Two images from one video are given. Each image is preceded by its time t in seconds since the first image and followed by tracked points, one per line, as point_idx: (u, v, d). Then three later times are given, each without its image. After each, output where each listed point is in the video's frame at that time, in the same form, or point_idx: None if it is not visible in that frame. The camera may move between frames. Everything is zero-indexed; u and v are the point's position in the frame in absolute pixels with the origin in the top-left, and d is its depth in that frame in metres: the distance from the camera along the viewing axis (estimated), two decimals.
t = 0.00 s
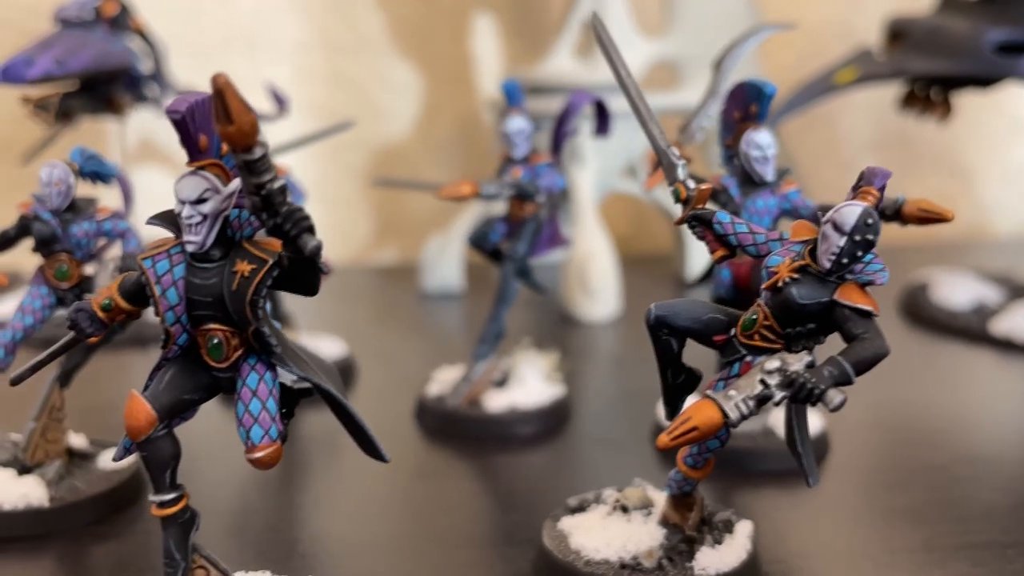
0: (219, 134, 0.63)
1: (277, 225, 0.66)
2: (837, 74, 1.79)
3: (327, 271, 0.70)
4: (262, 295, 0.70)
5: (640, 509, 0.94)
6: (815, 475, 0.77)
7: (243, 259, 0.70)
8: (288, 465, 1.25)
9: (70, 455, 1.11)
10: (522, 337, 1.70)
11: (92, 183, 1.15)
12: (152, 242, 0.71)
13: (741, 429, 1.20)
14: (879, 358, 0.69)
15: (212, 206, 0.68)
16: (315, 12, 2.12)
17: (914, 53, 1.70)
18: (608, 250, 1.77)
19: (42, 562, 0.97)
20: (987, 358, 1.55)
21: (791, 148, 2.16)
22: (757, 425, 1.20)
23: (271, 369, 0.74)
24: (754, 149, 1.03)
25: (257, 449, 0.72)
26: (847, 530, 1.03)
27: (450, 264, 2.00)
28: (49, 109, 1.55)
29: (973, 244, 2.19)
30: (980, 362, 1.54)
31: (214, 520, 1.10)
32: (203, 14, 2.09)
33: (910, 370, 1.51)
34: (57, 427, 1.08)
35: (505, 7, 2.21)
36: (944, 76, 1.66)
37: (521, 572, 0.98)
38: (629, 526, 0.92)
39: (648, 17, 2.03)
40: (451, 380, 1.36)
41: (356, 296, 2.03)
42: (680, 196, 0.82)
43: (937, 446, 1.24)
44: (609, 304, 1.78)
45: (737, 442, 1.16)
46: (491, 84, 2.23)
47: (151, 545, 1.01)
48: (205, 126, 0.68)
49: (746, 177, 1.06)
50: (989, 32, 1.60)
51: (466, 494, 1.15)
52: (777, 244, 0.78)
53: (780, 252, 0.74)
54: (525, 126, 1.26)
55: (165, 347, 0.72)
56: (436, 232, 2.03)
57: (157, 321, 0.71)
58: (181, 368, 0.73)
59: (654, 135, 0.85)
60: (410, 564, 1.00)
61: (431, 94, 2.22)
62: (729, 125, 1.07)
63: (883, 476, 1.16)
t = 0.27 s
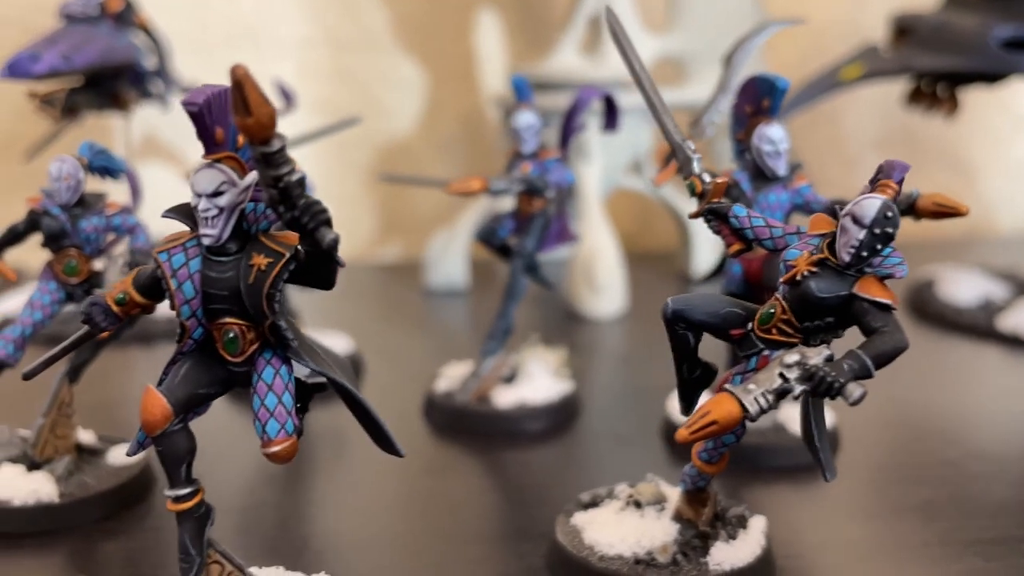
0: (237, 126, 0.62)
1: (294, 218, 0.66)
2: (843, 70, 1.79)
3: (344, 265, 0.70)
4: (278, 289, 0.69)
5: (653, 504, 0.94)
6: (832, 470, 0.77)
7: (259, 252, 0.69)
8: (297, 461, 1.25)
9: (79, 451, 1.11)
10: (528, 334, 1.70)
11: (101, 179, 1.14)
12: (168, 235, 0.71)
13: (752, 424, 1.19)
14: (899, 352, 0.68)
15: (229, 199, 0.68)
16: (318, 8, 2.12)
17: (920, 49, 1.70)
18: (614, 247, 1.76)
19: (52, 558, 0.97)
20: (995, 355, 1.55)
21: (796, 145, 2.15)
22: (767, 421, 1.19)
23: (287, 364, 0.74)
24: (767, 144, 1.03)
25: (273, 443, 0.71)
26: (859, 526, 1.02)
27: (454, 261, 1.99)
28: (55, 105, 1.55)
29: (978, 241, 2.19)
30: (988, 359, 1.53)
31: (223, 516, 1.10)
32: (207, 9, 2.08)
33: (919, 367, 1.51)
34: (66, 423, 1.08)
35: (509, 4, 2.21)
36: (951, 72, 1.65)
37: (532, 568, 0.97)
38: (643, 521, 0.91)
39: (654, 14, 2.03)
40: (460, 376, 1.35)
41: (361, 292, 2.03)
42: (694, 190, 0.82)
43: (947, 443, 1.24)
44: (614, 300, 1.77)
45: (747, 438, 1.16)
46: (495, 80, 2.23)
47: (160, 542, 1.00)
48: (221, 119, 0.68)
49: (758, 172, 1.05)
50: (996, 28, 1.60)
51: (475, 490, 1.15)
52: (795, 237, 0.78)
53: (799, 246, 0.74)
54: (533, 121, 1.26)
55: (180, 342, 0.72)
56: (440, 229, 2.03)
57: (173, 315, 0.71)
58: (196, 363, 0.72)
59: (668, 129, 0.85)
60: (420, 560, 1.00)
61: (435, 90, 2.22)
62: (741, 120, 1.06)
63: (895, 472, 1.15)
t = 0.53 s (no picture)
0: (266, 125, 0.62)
1: (322, 216, 0.66)
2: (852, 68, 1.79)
3: (369, 265, 0.70)
4: (305, 288, 0.70)
5: (671, 502, 0.94)
6: (853, 467, 0.77)
7: (286, 251, 0.70)
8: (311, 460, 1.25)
9: (96, 450, 1.11)
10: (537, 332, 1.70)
11: (116, 177, 1.14)
12: (194, 234, 0.71)
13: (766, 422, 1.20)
14: (924, 350, 0.68)
15: (255, 198, 0.68)
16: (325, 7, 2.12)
17: (929, 48, 1.70)
18: (623, 245, 1.77)
19: (70, 556, 0.97)
20: (1004, 353, 1.55)
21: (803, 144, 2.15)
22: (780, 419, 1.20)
23: (311, 362, 0.74)
24: (783, 142, 1.03)
25: (298, 441, 0.71)
26: (876, 523, 1.03)
27: (463, 260, 2.00)
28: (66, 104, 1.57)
29: (983, 240, 2.20)
30: (997, 357, 1.54)
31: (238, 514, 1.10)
32: (214, 8, 2.08)
33: (928, 365, 1.51)
34: (83, 421, 1.08)
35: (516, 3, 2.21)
36: (960, 71, 1.66)
37: (550, 566, 0.97)
38: (662, 519, 0.91)
39: (662, 13, 2.03)
40: (472, 374, 1.35)
41: (369, 291, 2.03)
42: (716, 189, 0.82)
43: (960, 440, 1.24)
44: (623, 299, 1.78)
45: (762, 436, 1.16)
46: (502, 79, 2.23)
47: (177, 539, 1.01)
48: (249, 118, 0.68)
49: (774, 170, 1.06)
50: (1005, 27, 1.60)
51: (490, 488, 1.15)
52: (818, 235, 0.78)
53: (822, 244, 0.74)
54: (547, 119, 1.26)
55: (205, 340, 0.72)
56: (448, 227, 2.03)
57: (198, 313, 0.71)
58: (222, 361, 0.73)
59: (688, 128, 0.85)
60: (438, 558, 1.00)
61: (441, 89, 2.22)
62: (756, 118, 1.07)
63: (909, 469, 1.16)
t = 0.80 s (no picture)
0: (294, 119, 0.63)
1: (349, 211, 0.66)
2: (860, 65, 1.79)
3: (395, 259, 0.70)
4: (330, 282, 0.70)
5: (690, 497, 0.94)
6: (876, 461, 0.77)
7: (312, 245, 0.70)
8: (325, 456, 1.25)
9: (111, 445, 1.11)
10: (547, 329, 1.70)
11: (131, 173, 1.14)
12: (219, 228, 0.71)
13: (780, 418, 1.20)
14: (948, 344, 0.69)
15: (281, 192, 0.68)
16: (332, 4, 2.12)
17: (938, 45, 1.71)
18: (632, 242, 1.77)
19: (88, 551, 0.97)
20: (1014, 349, 1.56)
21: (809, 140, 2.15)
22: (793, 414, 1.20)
23: (335, 356, 0.74)
24: (799, 138, 1.03)
25: (323, 435, 0.72)
26: (892, 517, 1.03)
27: (471, 257, 2.00)
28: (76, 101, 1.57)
29: (990, 237, 2.20)
30: (1007, 353, 1.54)
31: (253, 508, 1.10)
32: (221, 5, 2.08)
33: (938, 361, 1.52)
34: (98, 417, 1.08)
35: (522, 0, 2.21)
36: (969, 68, 1.66)
37: (567, 562, 0.98)
38: (680, 514, 0.92)
39: (670, 9, 2.02)
40: (485, 370, 1.36)
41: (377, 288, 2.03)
42: (736, 184, 0.82)
43: (973, 436, 1.24)
44: (632, 296, 1.78)
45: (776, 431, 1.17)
46: (508, 76, 2.23)
47: (194, 534, 1.01)
48: (275, 112, 0.68)
49: (789, 166, 1.06)
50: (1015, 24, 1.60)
51: (505, 484, 1.15)
52: (840, 230, 0.78)
53: (845, 239, 0.74)
54: (560, 116, 1.26)
55: (229, 334, 0.72)
56: (456, 224, 2.03)
57: (223, 307, 0.71)
58: (246, 355, 0.73)
59: (709, 123, 0.85)
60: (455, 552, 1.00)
61: (448, 86, 2.22)
62: (771, 114, 1.07)
63: (923, 465, 1.16)
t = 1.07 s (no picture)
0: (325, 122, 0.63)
1: (378, 214, 0.66)
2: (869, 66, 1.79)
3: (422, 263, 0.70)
4: (358, 286, 0.70)
5: (710, 500, 0.94)
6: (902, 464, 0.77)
7: (339, 249, 0.70)
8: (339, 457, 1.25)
9: (127, 447, 1.11)
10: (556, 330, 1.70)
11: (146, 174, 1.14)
12: (246, 232, 0.71)
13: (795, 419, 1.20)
14: (977, 348, 0.68)
15: (310, 196, 0.68)
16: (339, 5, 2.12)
17: (947, 45, 1.70)
18: (641, 243, 1.77)
19: (107, 552, 0.97)
20: None
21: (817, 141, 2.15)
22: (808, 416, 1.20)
23: (361, 359, 0.74)
24: (817, 140, 1.03)
25: (350, 439, 0.72)
26: (911, 519, 1.03)
27: (479, 257, 2.00)
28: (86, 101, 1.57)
29: (997, 237, 2.20)
30: (1019, 354, 1.54)
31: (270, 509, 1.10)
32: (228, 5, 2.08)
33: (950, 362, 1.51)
34: (115, 419, 1.08)
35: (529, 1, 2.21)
36: (979, 68, 1.66)
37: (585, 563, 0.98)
38: (701, 516, 0.91)
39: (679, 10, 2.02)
40: (499, 371, 1.35)
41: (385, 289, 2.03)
42: (761, 187, 0.82)
43: (988, 437, 1.24)
44: (642, 297, 1.78)
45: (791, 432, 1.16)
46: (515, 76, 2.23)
47: (212, 536, 1.01)
48: (304, 116, 0.67)
49: (807, 168, 1.06)
50: None
51: (522, 484, 1.15)
52: (865, 232, 0.77)
53: (872, 242, 0.74)
54: (574, 117, 1.26)
55: (256, 338, 0.72)
56: (464, 224, 2.03)
57: (250, 311, 0.71)
58: (273, 358, 0.73)
59: (731, 125, 0.85)
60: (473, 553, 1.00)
61: (455, 86, 2.22)
62: (789, 116, 1.07)
63: (939, 466, 1.16)
